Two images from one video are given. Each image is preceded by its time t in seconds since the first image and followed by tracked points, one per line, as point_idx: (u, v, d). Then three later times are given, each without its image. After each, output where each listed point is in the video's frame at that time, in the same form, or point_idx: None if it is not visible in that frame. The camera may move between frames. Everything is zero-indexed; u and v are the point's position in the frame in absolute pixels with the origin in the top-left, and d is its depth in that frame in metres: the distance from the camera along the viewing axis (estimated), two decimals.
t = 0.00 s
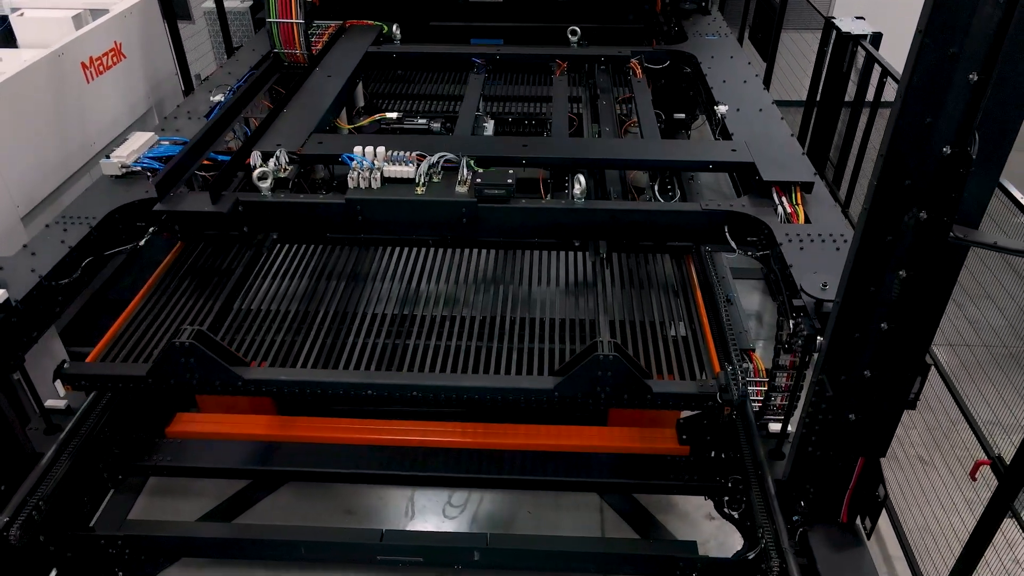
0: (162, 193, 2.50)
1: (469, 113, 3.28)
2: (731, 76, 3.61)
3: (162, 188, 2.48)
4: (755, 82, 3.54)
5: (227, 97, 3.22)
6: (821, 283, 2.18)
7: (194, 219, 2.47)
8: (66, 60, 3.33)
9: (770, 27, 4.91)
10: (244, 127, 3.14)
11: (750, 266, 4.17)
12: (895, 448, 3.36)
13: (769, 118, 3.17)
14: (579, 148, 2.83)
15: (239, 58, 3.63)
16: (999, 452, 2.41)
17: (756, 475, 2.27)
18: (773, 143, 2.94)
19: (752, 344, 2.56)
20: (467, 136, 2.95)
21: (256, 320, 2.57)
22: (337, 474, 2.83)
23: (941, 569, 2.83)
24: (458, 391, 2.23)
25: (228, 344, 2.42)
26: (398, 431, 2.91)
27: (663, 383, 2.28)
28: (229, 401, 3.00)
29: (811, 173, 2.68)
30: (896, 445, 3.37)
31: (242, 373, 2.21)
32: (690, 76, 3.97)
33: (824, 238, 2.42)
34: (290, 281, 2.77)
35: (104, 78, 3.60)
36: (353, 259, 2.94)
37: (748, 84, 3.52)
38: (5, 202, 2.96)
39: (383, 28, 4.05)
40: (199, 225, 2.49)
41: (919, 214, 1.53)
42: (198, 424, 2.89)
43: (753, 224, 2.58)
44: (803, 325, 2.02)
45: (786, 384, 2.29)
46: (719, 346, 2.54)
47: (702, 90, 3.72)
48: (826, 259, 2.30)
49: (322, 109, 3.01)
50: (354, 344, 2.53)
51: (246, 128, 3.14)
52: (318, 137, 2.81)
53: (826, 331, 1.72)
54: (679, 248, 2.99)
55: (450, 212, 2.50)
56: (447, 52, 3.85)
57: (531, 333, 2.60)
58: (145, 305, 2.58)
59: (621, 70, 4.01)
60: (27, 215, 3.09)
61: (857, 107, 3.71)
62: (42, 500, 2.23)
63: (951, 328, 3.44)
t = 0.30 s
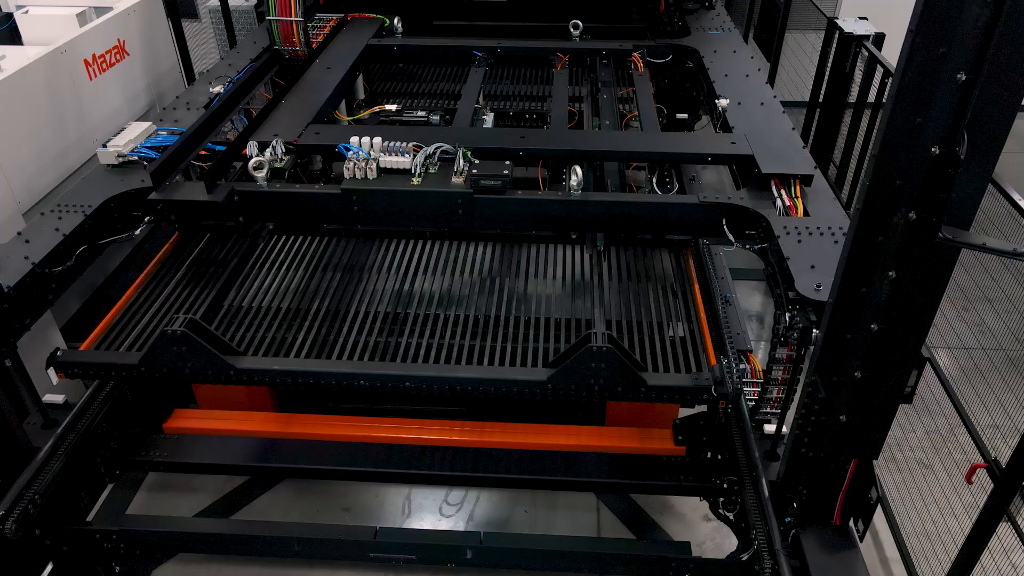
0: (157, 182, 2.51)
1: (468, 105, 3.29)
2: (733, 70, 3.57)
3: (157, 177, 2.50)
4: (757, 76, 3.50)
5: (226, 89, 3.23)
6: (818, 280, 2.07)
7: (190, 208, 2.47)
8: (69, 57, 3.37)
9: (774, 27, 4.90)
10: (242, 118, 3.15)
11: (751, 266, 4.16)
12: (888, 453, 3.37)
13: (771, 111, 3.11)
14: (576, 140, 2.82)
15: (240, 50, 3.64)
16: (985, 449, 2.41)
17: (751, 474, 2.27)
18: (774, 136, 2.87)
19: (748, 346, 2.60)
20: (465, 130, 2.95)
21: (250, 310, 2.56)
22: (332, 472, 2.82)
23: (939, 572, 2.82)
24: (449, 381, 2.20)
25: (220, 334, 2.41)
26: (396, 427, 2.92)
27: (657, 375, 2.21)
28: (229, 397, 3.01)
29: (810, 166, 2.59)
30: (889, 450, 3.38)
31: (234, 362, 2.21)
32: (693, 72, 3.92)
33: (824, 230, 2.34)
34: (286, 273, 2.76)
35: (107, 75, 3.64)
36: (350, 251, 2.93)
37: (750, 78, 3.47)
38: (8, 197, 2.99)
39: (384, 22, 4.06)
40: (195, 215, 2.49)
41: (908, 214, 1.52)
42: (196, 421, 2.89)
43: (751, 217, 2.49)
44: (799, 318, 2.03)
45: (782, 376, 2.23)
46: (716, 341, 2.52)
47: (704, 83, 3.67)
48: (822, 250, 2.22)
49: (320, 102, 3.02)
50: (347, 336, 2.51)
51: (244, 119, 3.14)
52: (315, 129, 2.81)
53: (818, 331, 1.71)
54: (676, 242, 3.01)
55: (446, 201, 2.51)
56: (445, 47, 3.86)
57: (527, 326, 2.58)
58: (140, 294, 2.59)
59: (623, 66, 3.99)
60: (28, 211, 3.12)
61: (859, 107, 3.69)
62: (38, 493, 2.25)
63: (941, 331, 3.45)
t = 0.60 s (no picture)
0: (154, 176, 2.53)
1: (469, 100, 3.30)
2: (734, 68, 3.56)
3: (154, 170, 2.52)
4: (759, 74, 3.48)
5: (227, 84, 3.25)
6: (813, 281, 2.04)
7: (188, 202, 2.50)
8: (72, 55, 3.41)
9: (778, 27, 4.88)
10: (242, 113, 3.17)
11: (751, 267, 4.14)
12: (883, 454, 3.34)
13: (772, 108, 3.09)
14: (573, 136, 2.81)
15: (242, 46, 3.65)
16: (981, 452, 2.40)
17: (745, 474, 2.27)
18: (774, 133, 2.84)
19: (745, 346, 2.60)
20: (464, 125, 2.94)
21: (247, 305, 2.57)
22: (328, 469, 2.83)
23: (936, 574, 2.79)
24: (442, 376, 2.21)
25: (216, 328, 2.42)
26: (392, 425, 2.93)
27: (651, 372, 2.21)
28: (228, 393, 3.03)
29: (809, 163, 2.56)
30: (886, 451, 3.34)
31: (228, 356, 2.22)
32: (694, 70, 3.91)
33: (822, 228, 2.31)
34: (284, 268, 2.77)
35: (109, 73, 3.68)
36: (348, 247, 2.94)
37: (752, 76, 3.46)
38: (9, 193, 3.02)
39: (385, 19, 4.08)
40: (193, 209, 2.52)
41: (898, 215, 1.51)
42: (194, 417, 2.90)
43: (749, 215, 2.47)
44: (792, 316, 1.97)
45: (778, 373, 2.22)
46: (711, 339, 2.51)
47: (705, 81, 3.67)
48: (817, 248, 2.19)
49: (319, 98, 3.03)
50: (343, 331, 2.52)
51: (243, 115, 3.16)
52: (313, 124, 2.82)
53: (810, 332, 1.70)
54: (675, 239, 2.99)
55: (442, 196, 2.51)
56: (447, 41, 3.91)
57: (522, 323, 2.58)
58: (138, 288, 2.61)
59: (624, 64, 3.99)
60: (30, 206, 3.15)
61: (862, 107, 3.68)
62: (34, 488, 2.28)
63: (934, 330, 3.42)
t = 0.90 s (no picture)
0: (152, 173, 2.54)
1: (469, 99, 3.30)
2: (735, 68, 3.54)
3: (153, 167, 2.54)
4: (760, 75, 3.46)
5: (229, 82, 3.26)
6: (808, 282, 2.03)
7: (186, 199, 2.51)
8: (75, 52, 3.43)
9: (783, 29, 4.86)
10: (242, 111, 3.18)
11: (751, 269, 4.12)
12: (879, 455, 3.32)
13: (773, 109, 3.07)
14: (571, 135, 2.80)
15: (245, 45, 3.67)
16: (977, 456, 2.40)
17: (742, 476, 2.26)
18: (774, 134, 2.83)
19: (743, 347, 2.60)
20: (464, 124, 2.94)
21: (243, 301, 2.58)
22: (325, 467, 2.83)
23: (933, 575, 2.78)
24: (435, 374, 2.21)
25: (211, 325, 2.43)
26: (388, 423, 2.93)
27: (645, 372, 2.20)
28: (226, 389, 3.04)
29: (807, 164, 2.55)
30: (882, 452, 3.32)
31: (223, 352, 2.22)
32: (697, 71, 3.88)
33: (818, 229, 2.31)
34: (282, 265, 2.78)
35: (113, 70, 3.71)
36: (346, 246, 2.95)
37: (753, 77, 3.44)
38: (11, 189, 3.05)
39: (388, 18, 4.08)
40: (191, 206, 2.53)
41: (887, 216, 1.51)
42: (192, 414, 2.92)
43: (746, 215, 2.46)
44: (787, 317, 1.97)
45: (774, 375, 2.25)
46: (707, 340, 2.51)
47: (708, 81, 3.65)
48: (813, 249, 2.19)
49: (319, 96, 3.03)
50: (338, 329, 2.52)
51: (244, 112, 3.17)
52: (312, 122, 2.83)
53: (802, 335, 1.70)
54: (673, 239, 2.98)
55: (439, 194, 2.51)
56: (449, 40, 3.89)
57: (518, 322, 2.58)
58: (137, 284, 2.62)
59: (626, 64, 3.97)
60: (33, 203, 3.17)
61: (865, 109, 3.65)
62: (31, 482, 2.29)
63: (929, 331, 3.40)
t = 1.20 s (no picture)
0: (151, 169, 2.55)
1: (468, 97, 3.30)
2: (737, 68, 3.53)
3: (151, 164, 2.55)
4: (762, 74, 3.44)
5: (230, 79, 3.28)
6: (802, 282, 2.02)
7: (184, 195, 2.52)
8: (79, 49, 3.45)
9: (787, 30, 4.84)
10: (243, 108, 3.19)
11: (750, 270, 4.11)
12: (876, 455, 3.31)
13: (774, 108, 3.06)
14: (569, 134, 2.80)
15: (248, 42, 3.68)
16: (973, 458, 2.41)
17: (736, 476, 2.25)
18: (773, 134, 2.81)
19: (740, 348, 2.59)
20: (463, 122, 2.94)
21: (240, 297, 2.59)
22: (321, 464, 2.83)
23: None
24: (429, 372, 2.21)
25: (208, 320, 2.44)
26: (385, 420, 2.93)
27: (639, 371, 2.20)
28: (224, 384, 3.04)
29: (805, 163, 2.54)
30: (880, 453, 3.32)
31: (218, 348, 2.23)
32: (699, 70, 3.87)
33: (815, 229, 2.29)
34: (280, 262, 2.79)
35: (117, 67, 3.73)
36: (344, 243, 2.96)
37: (755, 76, 3.43)
38: (14, 186, 3.07)
39: (390, 16, 4.08)
40: (190, 202, 2.55)
41: (877, 217, 1.50)
42: (191, 410, 2.93)
43: (743, 215, 2.45)
44: (780, 317, 1.96)
45: (770, 376, 2.24)
46: (703, 339, 2.50)
47: (710, 80, 3.64)
48: (809, 249, 2.18)
49: (318, 93, 3.04)
50: (334, 326, 2.53)
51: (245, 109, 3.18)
52: (311, 119, 2.83)
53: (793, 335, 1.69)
54: (671, 239, 2.98)
55: (436, 192, 2.51)
56: (451, 38, 3.88)
57: (514, 321, 2.58)
58: (135, 280, 2.64)
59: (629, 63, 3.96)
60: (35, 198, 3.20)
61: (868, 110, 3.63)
62: (28, 476, 2.31)
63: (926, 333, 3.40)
